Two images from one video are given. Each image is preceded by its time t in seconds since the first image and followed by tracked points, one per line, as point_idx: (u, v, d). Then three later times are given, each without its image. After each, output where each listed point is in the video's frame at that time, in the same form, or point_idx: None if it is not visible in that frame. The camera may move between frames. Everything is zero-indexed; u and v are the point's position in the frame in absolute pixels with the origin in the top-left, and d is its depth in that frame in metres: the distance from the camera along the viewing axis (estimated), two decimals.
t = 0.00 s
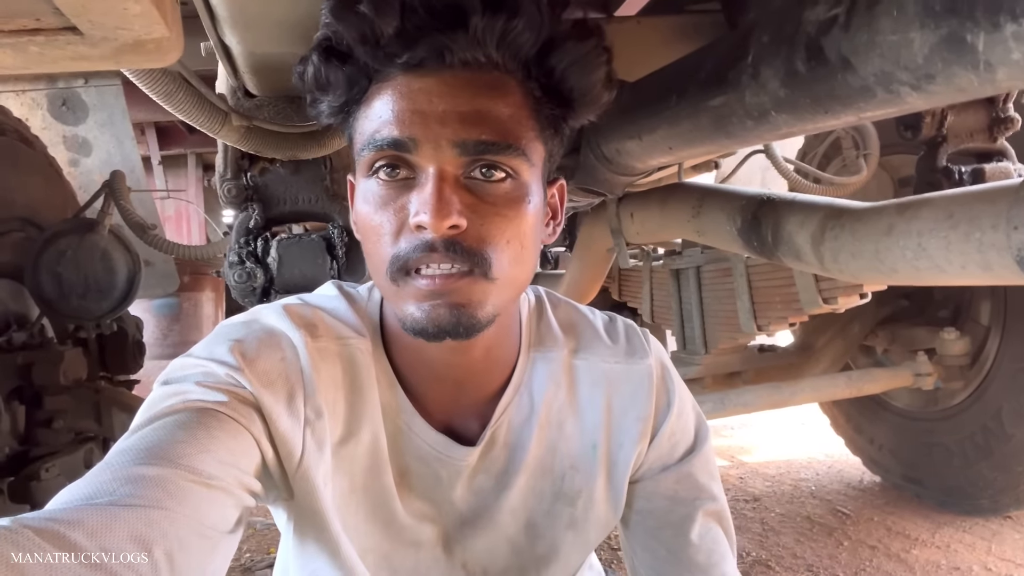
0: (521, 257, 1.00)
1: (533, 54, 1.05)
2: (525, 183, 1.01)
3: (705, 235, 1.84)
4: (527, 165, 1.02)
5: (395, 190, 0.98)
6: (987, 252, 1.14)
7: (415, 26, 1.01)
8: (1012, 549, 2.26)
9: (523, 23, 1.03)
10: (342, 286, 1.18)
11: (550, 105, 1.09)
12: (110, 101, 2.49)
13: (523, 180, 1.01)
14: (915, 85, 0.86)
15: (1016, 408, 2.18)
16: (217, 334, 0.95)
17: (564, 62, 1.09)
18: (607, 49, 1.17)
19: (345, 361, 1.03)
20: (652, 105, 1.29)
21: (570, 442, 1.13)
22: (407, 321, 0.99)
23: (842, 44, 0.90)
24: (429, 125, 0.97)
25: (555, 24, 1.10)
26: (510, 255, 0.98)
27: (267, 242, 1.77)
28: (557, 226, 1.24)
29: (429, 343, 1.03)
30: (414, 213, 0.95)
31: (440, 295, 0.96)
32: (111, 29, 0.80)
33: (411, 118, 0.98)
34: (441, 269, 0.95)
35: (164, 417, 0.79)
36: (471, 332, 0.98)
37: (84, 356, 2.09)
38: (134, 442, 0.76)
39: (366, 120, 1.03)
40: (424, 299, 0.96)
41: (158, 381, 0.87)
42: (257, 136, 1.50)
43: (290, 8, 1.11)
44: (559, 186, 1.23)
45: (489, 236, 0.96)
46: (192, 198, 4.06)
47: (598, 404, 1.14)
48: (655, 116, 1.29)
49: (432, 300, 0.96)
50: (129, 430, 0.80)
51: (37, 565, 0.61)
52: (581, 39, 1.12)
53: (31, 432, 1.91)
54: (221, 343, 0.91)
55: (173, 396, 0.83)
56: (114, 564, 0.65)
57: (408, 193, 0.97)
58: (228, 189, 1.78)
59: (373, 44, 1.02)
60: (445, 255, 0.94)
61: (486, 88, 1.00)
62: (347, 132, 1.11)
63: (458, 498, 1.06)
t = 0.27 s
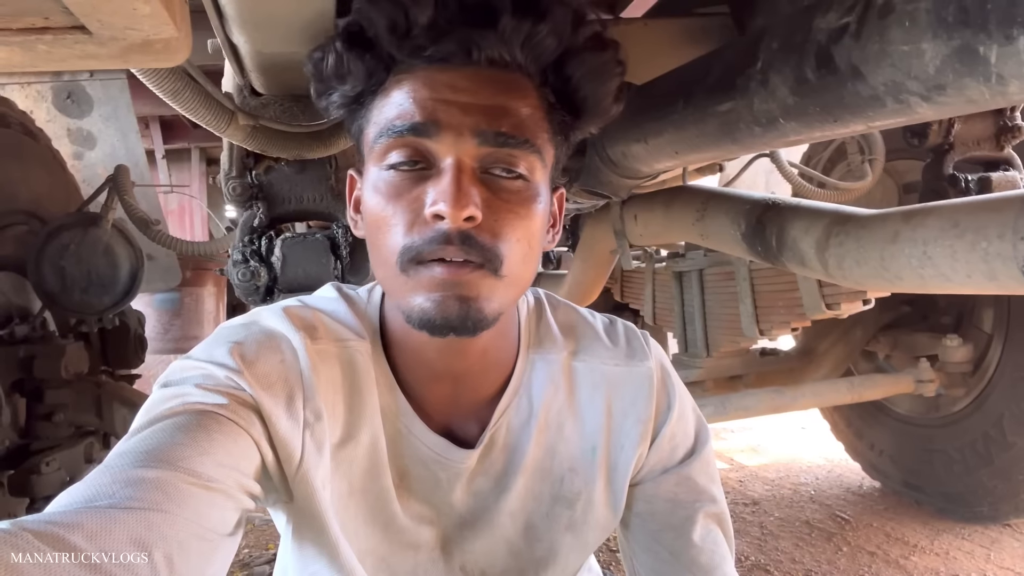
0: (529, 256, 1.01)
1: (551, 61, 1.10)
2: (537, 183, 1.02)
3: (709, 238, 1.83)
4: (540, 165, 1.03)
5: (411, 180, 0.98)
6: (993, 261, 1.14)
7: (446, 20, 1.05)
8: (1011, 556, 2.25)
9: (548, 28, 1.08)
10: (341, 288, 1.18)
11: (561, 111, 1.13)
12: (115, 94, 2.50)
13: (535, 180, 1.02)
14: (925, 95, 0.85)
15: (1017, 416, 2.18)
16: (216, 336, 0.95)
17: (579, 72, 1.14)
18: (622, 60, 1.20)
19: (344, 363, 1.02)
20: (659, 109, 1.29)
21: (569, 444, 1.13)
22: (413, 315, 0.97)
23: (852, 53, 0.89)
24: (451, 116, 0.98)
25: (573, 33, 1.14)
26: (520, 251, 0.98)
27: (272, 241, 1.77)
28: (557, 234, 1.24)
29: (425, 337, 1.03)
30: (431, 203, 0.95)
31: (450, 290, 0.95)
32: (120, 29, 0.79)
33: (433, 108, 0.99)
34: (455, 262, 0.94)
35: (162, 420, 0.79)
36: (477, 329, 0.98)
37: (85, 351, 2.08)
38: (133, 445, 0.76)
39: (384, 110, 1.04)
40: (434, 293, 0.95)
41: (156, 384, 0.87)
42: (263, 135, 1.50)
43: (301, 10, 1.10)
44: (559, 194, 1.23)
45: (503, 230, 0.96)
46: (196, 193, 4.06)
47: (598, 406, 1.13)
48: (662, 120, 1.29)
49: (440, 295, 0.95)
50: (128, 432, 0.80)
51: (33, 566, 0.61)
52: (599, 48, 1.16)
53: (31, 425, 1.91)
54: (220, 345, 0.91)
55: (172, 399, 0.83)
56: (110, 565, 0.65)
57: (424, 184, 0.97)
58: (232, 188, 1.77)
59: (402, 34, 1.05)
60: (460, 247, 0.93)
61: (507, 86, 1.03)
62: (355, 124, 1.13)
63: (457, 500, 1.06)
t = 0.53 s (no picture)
0: (530, 262, 1.00)
1: (562, 65, 1.10)
2: (542, 188, 1.02)
3: (712, 242, 1.83)
4: (546, 170, 1.02)
5: (414, 180, 0.98)
6: (998, 271, 1.14)
7: (454, 20, 1.05)
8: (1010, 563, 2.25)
9: (559, 32, 1.08)
10: (346, 290, 1.18)
11: (573, 117, 1.13)
12: (118, 88, 2.50)
13: (541, 184, 1.01)
14: (936, 106, 0.85)
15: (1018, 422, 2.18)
16: (220, 337, 0.95)
17: (591, 78, 1.13)
18: (636, 68, 1.19)
19: (347, 365, 1.02)
20: (665, 112, 1.28)
21: (571, 448, 1.12)
22: (411, 316, 0.97)
23: (863, 62, 0.89)
24: (457, 117, 0.98)
25: (586, 38, 1.14)
26: (520, 255, 0.98)
27: (274, 241, 1.77)
28: (564, 241, 1.25)
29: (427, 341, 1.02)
30: (432, 203, 0.95)
31: (448, 292, 0.95)
32: (125, 33, 0.79)
33: (438, 108, 0.99)
34: (453, 263, 0.93)
35: (163, 424, 0.79)
36: (473, 333, 0.97)
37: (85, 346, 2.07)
38: (134, 450, 0.76)
39: (391, 109, 1.05)
40: (432, 295, 0.95)
41: (158, 387, 0.87)
42: (267, 136, 1.50)
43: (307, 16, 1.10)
44: (569, 203, 1.23)
45: (504, 234, 0.95)
46: (198, 187, 4.06)
47: (600, 410, 1.13)
48: (668, 123, 1.28)
49: (438, 296, 0.95)
50: (129, 437, 0.80)
51: (23, 566, 0.61)
52: (614, 54, 1.16)
53: (32, 420, 1.90)
54: (223, 346, 0.91)
55: (174, 402, 0.82)
56: (98, 565, 0.64)
57: (428, 184, 0.97)
58: (236, 187, 1.76)
59: (412, 33, 1.05)
60: (460, 248, 0.92)
61: (516, 89, 1.02)
62: (367, 123, 1.13)
63: (458, 503, 1.06)
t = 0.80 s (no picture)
0: (527, 269, 1.00)
1: (574, 72, 1.09)
2: (545, 198, 1.02)
3: (709, 234, 1.84)
4: (551, 179, 1.03)
5: (417, 181, 0.98)
6: (994, 258, 1.14)
7: (467, 22, 1.03)
8: (1010, 551, 2.26)
9: (573, 39, 1.07)
10: (347, 285, 1.18)
11: (581, 124, 1.13)
12: (113, 88, 2.49)
13: (544, 194, 1.02)
14: (929, 94, 0.85)
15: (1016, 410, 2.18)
16: (222, 333, 0.95)
17: (603, 86, 1.13)
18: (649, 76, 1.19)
19: (350, 361, 1.03)
20: (660, 105, 1.28)
21: (570, 440, 1.14)
22: (403, 319, 0.98)
23: (855, 51, 0.89)
24: (464, 121, 0.98)
25: (602, 45, 1.13)
26: (518, 263, 0.98)
27: (272, 238, 1.77)
28: (567, 243, 1.26)
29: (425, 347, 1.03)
30: (432, 207, 0.95)
31: (441, 297, 0.96)
32: (121, 29, 0.79)
33: (447, 111, 0.99)
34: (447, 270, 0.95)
35: (169, 419, 0.80)
36: (465, 342, 0.98)
37: (85, 346, 2.09)
38: (140, 445, 0.76)
39: (399, 106, 1.04)
40: (424, 300, 0.96)
41: (162, 382, 0.87)
42: (263, 132, 1.50)
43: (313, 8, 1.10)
44: (574, 206, 1.23)
45: (503, 242, 0.96)
46: (195, 187, 4.06)
47: (596, 400, 1.13)
48: (663, 116, 1.28)
49: (431, 302, 0.96)
50: (135, 432, 0.80)
51: (35, 565, 0.61)
52: (629, 63, 1.16)
53: (33, 420, 1.91)
54: (226, 343, 0.91)
55: (179, 398, 0.83)
56: (113, 564, 0.65)
57: (429, 186, 0.97)
58: (233, 184, 1.77)
59: (423, 32, 1.04)
60: (456, 254, 0.93)
61: (525, 95, 1.02)
62: (374, 115, 1.12)
63: (461, 497, 1.07)
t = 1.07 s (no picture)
0: (526, 258, 1.00)
1: (571, 62, 1.10)
2: (543, 187, 1.02)
3: (704, 221, 1.85)
4: (548, 168, 1.03)
5: (414, 170, 0.97)
6: (990, 239, 1.15)
7: (465, 11, 1.03)
8: (1008, 530, 2.28)
9: (570, 29, 1.08)
10: (343, 281, 1.17)
11: (577, 113, 1.14)
12: (103, 87, 2.44)
13: (543, 183, 1.02)
14: (923, 76, 0.85)
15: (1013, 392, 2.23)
16: (218, 332, 0.94)
17: (599, 77, 1.13)
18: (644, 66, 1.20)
19: (348, 355, 1.03)
20: (653, 93, 1.28)
21: (568, 429, 1.14)
22: (403, 307, 0.98)
23: (849, 34, 0.89)
24: (461, 110, 0.98)
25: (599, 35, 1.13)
26: (517, 252, 0.98)
27: (269, 234, 1.76)
28: (562, 234, 1.26)
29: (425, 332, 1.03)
30: (431, 197, 0.95)
31: (441, 284, 0.95)
32: (113, 26, 0.75)
33: (446, 99, 0.99)
34: (447, 257, 0.94)
35: (166, 417, 0.79)
36: (466, 326, 0.98)
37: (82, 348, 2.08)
38: (136, 443, 0.76)
39: (395, 97, 1.04)
40: (423, 287, 0.96)
41: (159, 382, 0.87)
42: (256, 128, 1.51)
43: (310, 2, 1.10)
44: (569, 197, 1.24)
45: (502, 230, 0.96)
46: (188, 185, 4.04)
47: (593, 387, 1.14)
48: (656, 104, 1.28)
49: (431, 288, 0.95)
50: (132, 430, 0.80)
51: (36, 565, 0.60)
52: (626, 53, 1.16)
53: (31, 422, 1.91)
54: (223, 341, 0.91)
55: (175, 396, 0.83)
56: (115, 564, 0.65)
57: (427, 175, 0.97)
58: (228, 181, 1.77)
59: (421, 21, 1.03)
60: (457, 243, 0.93)
61: (522, 84, 1.02)
62: (370, 107, 1.11)
63: (461, 488, 1.07)
